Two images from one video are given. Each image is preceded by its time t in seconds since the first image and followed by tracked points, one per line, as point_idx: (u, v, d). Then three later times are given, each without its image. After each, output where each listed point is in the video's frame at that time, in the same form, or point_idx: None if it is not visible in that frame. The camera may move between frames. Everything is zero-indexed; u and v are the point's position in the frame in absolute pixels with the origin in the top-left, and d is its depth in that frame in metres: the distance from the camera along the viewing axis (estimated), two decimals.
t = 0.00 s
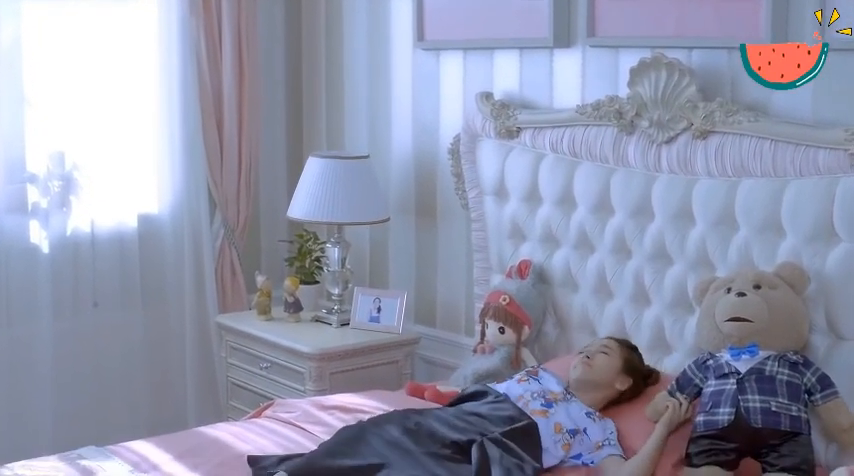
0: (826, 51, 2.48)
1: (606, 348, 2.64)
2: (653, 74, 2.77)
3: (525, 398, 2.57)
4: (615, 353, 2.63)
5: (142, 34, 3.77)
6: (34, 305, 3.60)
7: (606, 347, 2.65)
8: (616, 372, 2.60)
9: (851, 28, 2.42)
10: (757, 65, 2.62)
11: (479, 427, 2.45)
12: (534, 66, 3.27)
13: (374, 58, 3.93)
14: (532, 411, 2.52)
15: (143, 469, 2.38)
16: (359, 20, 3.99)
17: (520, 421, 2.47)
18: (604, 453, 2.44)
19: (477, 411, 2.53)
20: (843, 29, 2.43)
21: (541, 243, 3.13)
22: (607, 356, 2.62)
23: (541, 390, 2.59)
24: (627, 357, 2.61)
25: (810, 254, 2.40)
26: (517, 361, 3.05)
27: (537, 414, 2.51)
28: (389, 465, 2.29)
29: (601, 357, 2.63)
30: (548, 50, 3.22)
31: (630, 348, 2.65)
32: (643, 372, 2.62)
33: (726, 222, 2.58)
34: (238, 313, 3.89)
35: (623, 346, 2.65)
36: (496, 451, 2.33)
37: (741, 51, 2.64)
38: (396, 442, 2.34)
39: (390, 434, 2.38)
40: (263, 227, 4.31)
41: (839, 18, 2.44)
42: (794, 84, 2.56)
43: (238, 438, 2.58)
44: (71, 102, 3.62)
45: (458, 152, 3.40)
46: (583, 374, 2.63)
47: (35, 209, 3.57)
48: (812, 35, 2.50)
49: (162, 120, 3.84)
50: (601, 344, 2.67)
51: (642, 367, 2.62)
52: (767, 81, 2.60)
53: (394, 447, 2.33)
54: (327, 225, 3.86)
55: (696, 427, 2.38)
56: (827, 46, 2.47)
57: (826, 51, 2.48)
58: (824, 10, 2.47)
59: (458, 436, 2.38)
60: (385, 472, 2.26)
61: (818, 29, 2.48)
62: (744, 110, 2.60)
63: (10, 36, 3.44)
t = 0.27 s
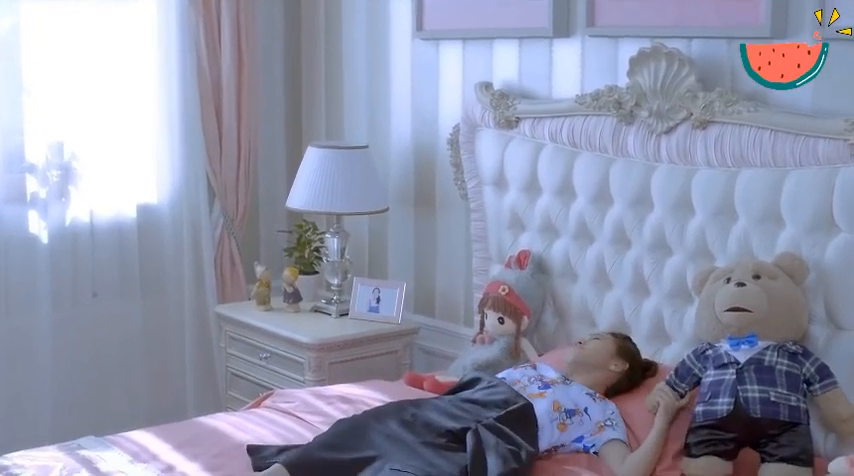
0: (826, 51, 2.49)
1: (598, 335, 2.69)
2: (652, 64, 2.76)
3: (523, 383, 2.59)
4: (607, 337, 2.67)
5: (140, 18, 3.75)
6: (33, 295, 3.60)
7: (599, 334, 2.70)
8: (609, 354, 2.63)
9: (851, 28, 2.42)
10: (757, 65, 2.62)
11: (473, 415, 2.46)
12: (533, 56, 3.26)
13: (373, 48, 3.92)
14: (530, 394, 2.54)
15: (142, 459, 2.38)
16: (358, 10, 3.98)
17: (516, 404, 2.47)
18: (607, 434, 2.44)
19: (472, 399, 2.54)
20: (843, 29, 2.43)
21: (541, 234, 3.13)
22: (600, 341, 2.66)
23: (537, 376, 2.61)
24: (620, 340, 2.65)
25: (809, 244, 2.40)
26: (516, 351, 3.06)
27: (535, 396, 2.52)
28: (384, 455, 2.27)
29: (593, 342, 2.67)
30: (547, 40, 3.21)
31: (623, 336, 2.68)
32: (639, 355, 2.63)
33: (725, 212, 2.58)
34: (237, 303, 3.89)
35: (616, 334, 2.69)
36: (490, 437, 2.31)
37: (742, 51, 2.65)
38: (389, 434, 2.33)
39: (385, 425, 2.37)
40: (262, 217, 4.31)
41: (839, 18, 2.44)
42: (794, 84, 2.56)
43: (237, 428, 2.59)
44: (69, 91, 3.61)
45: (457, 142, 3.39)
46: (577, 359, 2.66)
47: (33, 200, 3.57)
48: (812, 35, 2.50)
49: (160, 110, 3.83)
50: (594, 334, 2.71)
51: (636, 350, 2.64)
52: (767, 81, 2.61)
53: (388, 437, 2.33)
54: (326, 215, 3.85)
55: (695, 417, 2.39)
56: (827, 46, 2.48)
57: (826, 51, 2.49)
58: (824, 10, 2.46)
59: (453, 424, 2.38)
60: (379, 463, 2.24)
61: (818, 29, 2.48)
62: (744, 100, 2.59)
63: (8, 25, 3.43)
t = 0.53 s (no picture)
0: (826, 51, 2.48)
1: (585, 330, 2.71)
2: (652, 55, 2.76)
3: (518, 378, 2.61)
4: (592, 331, 2.69)
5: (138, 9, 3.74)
6: (33, 286, 3.60)
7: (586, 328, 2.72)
8: (590, 348, 2.64)
9: (851, 28, 2.43)
10: (757, 65, 2.61)
11: (474, 408, 2.45)
12: (533, 47, 3.26)
13: (372, 38, 3.91)
14: (525, 388, 2.56)
15: (142, 450, 2.38)
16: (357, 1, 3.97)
17: (515, 398, 2.48)
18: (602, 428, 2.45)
19: (473, 392, 2.53)
20: (842, 29, 2.44)
21: (540, 225, 3.12)
22: (583, 336, 2.68)
23: (531, 370, 2.64)
24: (603, 333, 2.66)
25: (809, 235, 2.40)
26: (515, 342, 3.06)
27: (530, 389, 2.54)
28: (385, 448, 2.27)
29: (578, 337, 2.70)
30: (547, 31, 3.20)
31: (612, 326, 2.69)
32: (625, 345, 2.63)
33: (725, 203, 2.57)
34: (237, 294, 3.89)
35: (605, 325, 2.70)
36: (492, 431, 2.30)
37: (742, 51, 2.64)
38: (390, 426, 2.33)
39: (384, 416, 2.36)
40: (262, 208, 4.31)
41: (839, 18, 2.44)
42: (794, 84, 2.55)
43: (237, 420, 2.59)
44: (68, 82, 3.60)
45: (457, 133, 3.39)
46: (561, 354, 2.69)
47: (32, 191, 3.56)
48: (812, 35, 2.50)
49: (159, 101, 3.82)
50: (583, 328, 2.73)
51: (622, 341, 2.63)
52: (767, 80, 2.60)
53: (388, 429, 2.32)
54: (325, 206, 3.85)
55: (695, 408, 2.39)
56: (827, 45, 2.48)
57: (826, 51, 2.49)
58: (824, 10, 2.47)
59: (454, 416, 2.37)
60: (381, 456, 2.24)
61: (818, 29, 2.49)
62: (744, 91, 2.58)
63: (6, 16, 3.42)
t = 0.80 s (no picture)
0: (826, 51, 2.48)
1: (585, 325, 2.70)
2: (651, 48, 2.75)
3: (518, 372, 2.63)
4: (590, 329, 2.68)
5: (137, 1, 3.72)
6: (31, 279, 3.59)
7: (584, 324, 2.71)
8: (589, 347, 2.65)
9: (851, 28, 2.42)
10: (757, 65, 2.60)
11: (473, 401, 2.45)
12: (532, 40, 3.25)
13: (371, 31, 3.90)
14: (524, 382, 2.57)
15: (141, 443, 2.38)
16: None
17: (514, 391, 2.47)
18: (601, 424, 2.45)
19: (471, 384, 2.53)
20: (842, 29, 2.44)
21: (539, 218, 3.12)
22: (582, 334, 2.69)
23: (531, 365, 2.65)
24: (601, 332, 2.66)
25: (808, 228, 2.40)
26: (515, 335, 3.06)
27: (530, 383, 2.54)
28: (383, 440, 2.25)
29: (576, 335, 2.70)
30: (546, 24, 3.19)
31: (610, 322, 2.68)
32: (624, 344, 2.64)
33: (724, 196, 2.57)
34: (236, 287, 3.89)
35: (604, 320, 2.69)
36: (491, 424, 2.30)
37: (742, 51, 2.63)
38: (388, 419, 2.32)
39: (382, 410, 2.36)
40: (261, 201, 4.30)
41: (839, 18, 2.43)
42: (794, 84, 2.53)
43: (236, 413, 2.59)
44: (67, 75, 3.59)
45: (456, 126, 3.38)
46: (559, 353, 2.71)
47: (31, 184, 3.55)
48: (812, 35, 2.50)
49: (157, 93, 3.81)
50: (583, 322, 2.72)
51: (621, 339, 2.64)
52: (766, 80, 2.58)
53: (386, 422, 2.32)
54: (325, 199, 3.84)
55: (694, 402, 2.39)
56: (827, 46, 2.47)
57: (826, 51, 2.48)
58: (823, 10, 2.46)
59: (452, 408, 2.37)
60: (379, 448, 2.23)
61: (818, 29, 2.48)
62: (743, 84, 2.58)
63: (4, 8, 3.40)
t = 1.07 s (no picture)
0: (826, 51, 2.47)
1: (583, 318, 2.70)
2: (650, 41, 2.74)
3: (516, 365, 2.63)
4: (588, 323, 2.68)
5: None
6: (30, 271, 3.59)
7: (582, 318, 2.71)
8: (589, 342, 2.66)
9: (851, 28, 2.42)
10: (757, 65, 2.59)
11: (472, 393, 2.45)
12: (531, 32, 3.24)
13: (370, 23, 3.89)
14: (523, 375, 2.57)
15: (139, 436, 2.38)
16: None
17: (513, 384, 2.48)
18: (600, 417, 2.45)
19: (470, 377, 2.54)
20: (843, 29, 2.43)
21: (538, 211, 3.12)
22: (581, 328, 2.69)
23: (530, 358, 2.65)
24: (600, 326, 2.66)
25: (807, 220, 2.39)
26: (513, 327, 3.06)
27: (528, 375, 2.55)
28: (381, 432, 2.24)
29: (575, 329, 2.70)
30: (544, 16, 3.19)
31: (608, 315, 2.68)
32: (623, 337, 2.64)
33: (723, 189, 2.57)
34: (234, 280, 3.89)
35: (602, 313, 2.69)
36: (489, 416, 2.31)
37: (742, 52, 2.63)
38: (386, 412, 2.32)
39: (381, 403, 2.36)
40: (260, 193, 4.30)
41: (839, 18, 2.43)
42: (794, 84, 2.51)
43: (235, 406, 2.59)
44: (65, 68, 3.58)
45: (454, 118, 3.37)
46: (559, 348, 2.71)
47: (30, 177, 3.55)
48: (812, 35, 2.49)
49: (155, 85, 3.80)
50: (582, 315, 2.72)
51: (620, 333, 2.64)
52: (766, 80, 2.55)
53: (384, 415, 2.32)
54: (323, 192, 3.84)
55: (692, 394, 2.39)
56: (827, 45, 2.47)
57: (826, 51, 2.47)
58: (823, 10, 2.45)
59: (451, 401, 2.37)
60: (377, 440, 2.22)
61: (818, 29, 2.48)
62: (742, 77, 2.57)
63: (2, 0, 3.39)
